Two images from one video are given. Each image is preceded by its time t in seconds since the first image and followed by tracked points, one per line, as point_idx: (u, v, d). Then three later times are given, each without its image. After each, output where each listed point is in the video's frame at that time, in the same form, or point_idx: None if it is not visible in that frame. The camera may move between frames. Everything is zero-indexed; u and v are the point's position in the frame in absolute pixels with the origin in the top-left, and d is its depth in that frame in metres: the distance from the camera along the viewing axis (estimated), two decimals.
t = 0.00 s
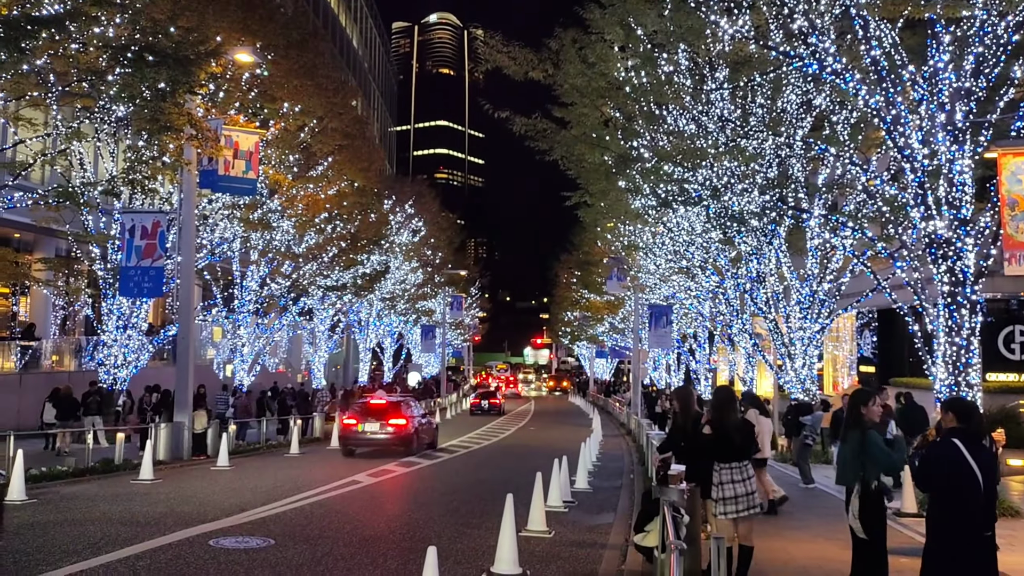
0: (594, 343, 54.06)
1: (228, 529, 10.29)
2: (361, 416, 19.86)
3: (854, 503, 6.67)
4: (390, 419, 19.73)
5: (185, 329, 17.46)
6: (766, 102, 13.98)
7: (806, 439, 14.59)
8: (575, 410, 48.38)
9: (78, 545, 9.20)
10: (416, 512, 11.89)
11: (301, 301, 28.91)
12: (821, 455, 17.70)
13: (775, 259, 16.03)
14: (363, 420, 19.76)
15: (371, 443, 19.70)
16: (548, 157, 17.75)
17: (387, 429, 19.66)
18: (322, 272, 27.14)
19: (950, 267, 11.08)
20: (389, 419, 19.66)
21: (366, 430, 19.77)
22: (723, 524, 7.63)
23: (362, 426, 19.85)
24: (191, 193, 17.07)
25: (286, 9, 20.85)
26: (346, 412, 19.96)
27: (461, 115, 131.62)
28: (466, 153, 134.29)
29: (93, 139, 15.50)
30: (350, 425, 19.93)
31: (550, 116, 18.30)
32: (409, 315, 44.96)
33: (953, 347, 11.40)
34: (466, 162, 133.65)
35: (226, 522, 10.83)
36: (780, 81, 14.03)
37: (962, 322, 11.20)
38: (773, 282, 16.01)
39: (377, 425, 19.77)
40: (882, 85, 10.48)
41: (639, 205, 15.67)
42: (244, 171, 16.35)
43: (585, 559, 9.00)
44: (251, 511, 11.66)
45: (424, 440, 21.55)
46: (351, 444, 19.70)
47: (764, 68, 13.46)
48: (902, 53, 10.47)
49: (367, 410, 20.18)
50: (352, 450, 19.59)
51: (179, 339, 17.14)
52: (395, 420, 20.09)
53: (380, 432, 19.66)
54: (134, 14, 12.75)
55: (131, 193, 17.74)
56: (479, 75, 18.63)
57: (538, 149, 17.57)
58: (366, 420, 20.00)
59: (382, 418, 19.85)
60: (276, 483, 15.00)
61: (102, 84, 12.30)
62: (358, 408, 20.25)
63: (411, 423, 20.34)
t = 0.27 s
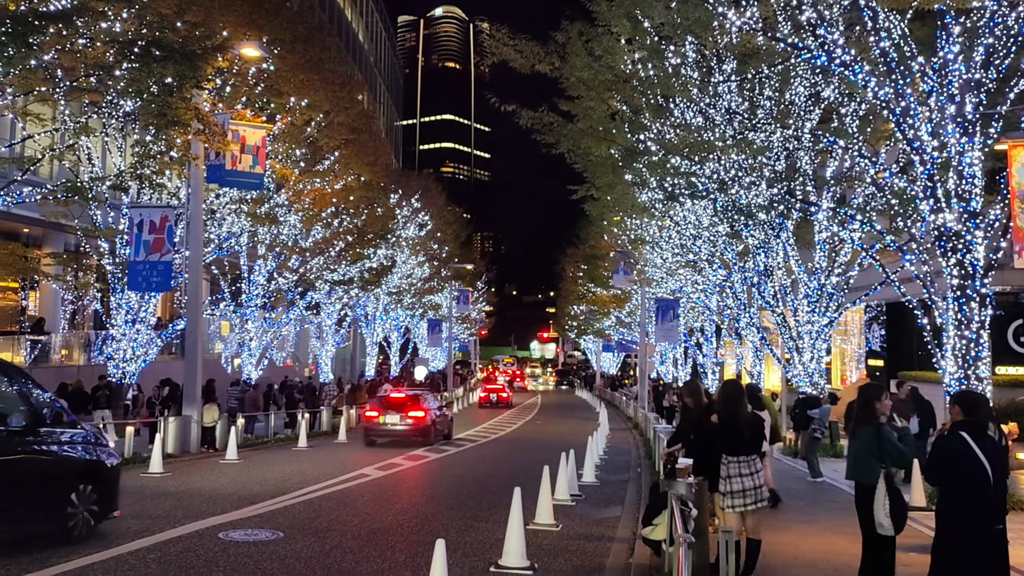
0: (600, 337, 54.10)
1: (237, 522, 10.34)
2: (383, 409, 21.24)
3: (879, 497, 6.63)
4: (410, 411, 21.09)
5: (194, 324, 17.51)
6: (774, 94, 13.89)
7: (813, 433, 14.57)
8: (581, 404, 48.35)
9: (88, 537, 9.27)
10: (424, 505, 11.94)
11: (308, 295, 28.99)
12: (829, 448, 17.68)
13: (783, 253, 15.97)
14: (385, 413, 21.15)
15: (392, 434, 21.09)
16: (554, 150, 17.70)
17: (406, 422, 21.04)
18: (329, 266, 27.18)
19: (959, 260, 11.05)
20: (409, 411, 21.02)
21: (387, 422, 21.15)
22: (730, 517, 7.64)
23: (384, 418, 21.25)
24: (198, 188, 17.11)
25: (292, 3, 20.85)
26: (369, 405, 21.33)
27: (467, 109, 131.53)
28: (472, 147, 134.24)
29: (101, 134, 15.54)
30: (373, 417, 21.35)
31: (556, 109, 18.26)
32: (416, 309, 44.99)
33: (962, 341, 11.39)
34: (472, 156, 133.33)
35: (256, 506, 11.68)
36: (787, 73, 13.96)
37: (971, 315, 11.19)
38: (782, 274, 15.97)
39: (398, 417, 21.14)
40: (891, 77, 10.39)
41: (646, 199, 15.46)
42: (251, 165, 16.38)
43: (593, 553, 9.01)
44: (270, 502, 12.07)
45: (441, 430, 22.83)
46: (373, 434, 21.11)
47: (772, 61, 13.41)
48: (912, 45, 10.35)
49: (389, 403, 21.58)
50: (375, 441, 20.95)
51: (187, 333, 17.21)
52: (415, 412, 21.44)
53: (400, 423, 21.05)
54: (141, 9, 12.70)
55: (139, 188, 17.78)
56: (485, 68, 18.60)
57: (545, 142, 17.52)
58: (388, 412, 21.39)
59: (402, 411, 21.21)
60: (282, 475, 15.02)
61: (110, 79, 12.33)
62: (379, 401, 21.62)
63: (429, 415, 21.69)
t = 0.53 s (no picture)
0: (616, 333, 54.04)
1: (256, 518, 10.43)
2: (411, 404, 22.25)
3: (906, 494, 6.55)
4: (436, 406, 22.14)
5: (212, 322, 17.65)
6: (791, 85, 13.97)
7: (833, 428, 14.52)
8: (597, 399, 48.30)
9: (111, 533, 9.39)
10: (442, 501, 11.99)
11: (324, 292, 29.14)
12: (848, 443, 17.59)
13: (800, 246, 16.03)
14: (413, 407, 22.14)
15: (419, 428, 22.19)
16: (569, 146, 17.69)
17: (433, 416, 22.09)
18: (345, 264, 27.28)
19: (980, 253, 10.95)
20: (436, 407, 22.08)
21: (415, 416, 22.23)
22: (748, 512, 7.62)
23: (411, 413, 22.24)
24: (215, 187, 17.22)
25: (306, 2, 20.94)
26: (398, 400, 22.29)
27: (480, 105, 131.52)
28: (485, 143, 134.28)
29: (119, 134, 15.69)
30: (401, 411, 22.32)
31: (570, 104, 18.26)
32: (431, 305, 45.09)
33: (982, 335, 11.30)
34: (485, 152, 133.31)
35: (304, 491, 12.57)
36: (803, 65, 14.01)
37: (992, 308, 11.09)
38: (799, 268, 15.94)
39: (424, 411, 22.21)
40: (908, 68, 10.34)
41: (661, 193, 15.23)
42: (267, 164, 16.48)
43: (610, 548, 9.02)
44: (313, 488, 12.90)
45: (464, 424, 23.86)
46: (403, 428, 22.15)
47: (788, 53, 13.42)
48: (930, 36, 10.26)
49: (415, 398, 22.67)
50: (403, 434, 22.07)
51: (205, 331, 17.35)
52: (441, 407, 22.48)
53: (427, 417, 22.14)
54: (157, 9, 12.70)
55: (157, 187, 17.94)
56: (499, 64, 18.62)
57: (559, 138, 17.52)
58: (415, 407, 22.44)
59: (429, 406, 22.21)
60: (301, 472, 15.11)
61: (126, 79, 12.42)
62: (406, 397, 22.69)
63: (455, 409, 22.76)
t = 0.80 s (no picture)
0: (630, 330, 53.94)
1: (273, 515, 10.47)
2: (435, 401, 23.13)
3: (924, 490, 6.43)
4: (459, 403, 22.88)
5: (228, 320, 17.72)
6: (805, 80, 13.92)
7: (851, 425, 14.44)
8: (611, 397, 48.21)
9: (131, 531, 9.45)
10: (457, 498, 12.00)
11: (339, 290, 29.26)
12: (866, 440, 17.49)
13: (816, 242, 15.91)
14: (438, 404, 23.04)
15: (444, 423, 22.95)
16: (582, 143, 17.65)
17: (458, 411, 23.01)
18: (359, 262, 27.37)
19: (999, 247, 10.89)
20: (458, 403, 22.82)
21: (439, 412, 22.98)
22: (766, 510, 7.58)
23: (436, 409, 23.12)
24: (231, 186, 17.30)
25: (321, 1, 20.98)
26: (423, 397, 23.20)
27: (493, 103, 131.50)
28: (499, 141, 134.24)
29: (135, 134, 15.79)
30: (425, 407, 23.21)
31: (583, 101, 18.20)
32: (445, 303, 45.15)
33: (1002, 331, 11.20)
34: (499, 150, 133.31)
35: (346, 480, 13.65)
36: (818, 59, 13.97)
37: (1011, 303, 11.02)
38: (816, 263, 15.87)
39: (448, 408, 22.94)
40: (925, 62, 10.25)
41: (675, 189, 15.11)
42: (281, 163, 16.56)
43: (626, 546, 9.01)
44: (353, 479, 13.79)
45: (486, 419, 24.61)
46: (429, 424, 23.00)
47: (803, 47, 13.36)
48: (945, 30, 10.16)
49: (440, 395, 23.41)
50: (428, 429, 22.83)
51: (222, 329, 17.45)
52: (464, 403, 23.22)
53: (451, 413, 22.89)
54: (172, 10, 12.85)
55: (173, 187, 18.03)
56: (512, 62, 18.58)
57: (573, 135, 17.48)
58: (439, 404, 23.19)
59: (453, 402, 23.12)
60: (317, 469, 15.17)
61: (142, 79, 12.49)
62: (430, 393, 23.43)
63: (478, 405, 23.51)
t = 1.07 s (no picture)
0: (649, 328, 53.79)
1: (294, 514, 10.52)
2: (463, 399, 23.61)
3: (940, 488, 6.36)
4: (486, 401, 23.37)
5: (248, 320, 17.84)
6: (825, 75, 13.85)
7: (873, 424, 14.33)
8: (631, 395, 48.09)
9: (154, 529, 9.52)
10: (477, 497, 12.01)
11: (358, 290, 29.39)
12: (888, 438, 17.35)
13: (837, 238, 15.84)
14: (465, 403, 23.50)
15: (473, 421, 23.54)
16: (600, 141, 17.58)
17: (484, 410, 23.37)
18: (378, 261, 27.43)
19: (1021, 242, 10.68)
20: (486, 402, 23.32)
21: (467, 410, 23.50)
22: (788, 509, 7.54)
23: (465, 407, 23.67)
24: (251, 187, 17.42)
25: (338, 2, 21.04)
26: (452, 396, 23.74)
27: (510, 102, 131.46)
28: (516, 139, 134.18)
29: (156, 136, 15.92)
30: (454, 405, 23.74)
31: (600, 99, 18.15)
32: (463, 302, 45.23)
33: None
34: (516, 148, 133.24)
35: (386, 471, 14.67)
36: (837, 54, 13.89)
37: None
38: (837, 260, 15.77)
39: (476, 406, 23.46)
40: (947, 57, 10.09)
41: (694, 187, 15.02)
42: (300, 164, 16.61)
43: (647, 545, 8.99)
44: (392, 469, 14.80)
45: (512, 416, 25.18)
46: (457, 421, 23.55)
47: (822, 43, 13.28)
48: (968, 24, 10.04)
49: (467, 392, 23.91)
50: (458, 427, 23.41)
51: (242, 329, 17.56)
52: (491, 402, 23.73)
53: (480, 411, 23.43)
54: (192, 12, 12.91)
55: (193, 188, 18.17)
56: (529, 60, 18.56)
57: (590, 133, 17.44)
58: (468, 401, 23.72)
59: (480, 401, 23.50)
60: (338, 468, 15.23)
61: (162, 81, 12.58)
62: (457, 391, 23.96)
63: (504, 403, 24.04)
